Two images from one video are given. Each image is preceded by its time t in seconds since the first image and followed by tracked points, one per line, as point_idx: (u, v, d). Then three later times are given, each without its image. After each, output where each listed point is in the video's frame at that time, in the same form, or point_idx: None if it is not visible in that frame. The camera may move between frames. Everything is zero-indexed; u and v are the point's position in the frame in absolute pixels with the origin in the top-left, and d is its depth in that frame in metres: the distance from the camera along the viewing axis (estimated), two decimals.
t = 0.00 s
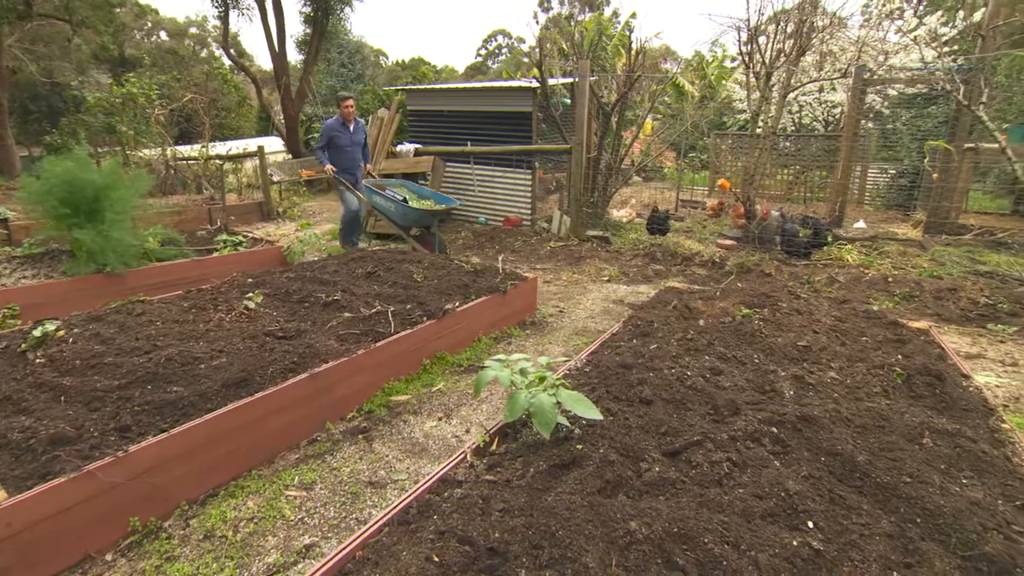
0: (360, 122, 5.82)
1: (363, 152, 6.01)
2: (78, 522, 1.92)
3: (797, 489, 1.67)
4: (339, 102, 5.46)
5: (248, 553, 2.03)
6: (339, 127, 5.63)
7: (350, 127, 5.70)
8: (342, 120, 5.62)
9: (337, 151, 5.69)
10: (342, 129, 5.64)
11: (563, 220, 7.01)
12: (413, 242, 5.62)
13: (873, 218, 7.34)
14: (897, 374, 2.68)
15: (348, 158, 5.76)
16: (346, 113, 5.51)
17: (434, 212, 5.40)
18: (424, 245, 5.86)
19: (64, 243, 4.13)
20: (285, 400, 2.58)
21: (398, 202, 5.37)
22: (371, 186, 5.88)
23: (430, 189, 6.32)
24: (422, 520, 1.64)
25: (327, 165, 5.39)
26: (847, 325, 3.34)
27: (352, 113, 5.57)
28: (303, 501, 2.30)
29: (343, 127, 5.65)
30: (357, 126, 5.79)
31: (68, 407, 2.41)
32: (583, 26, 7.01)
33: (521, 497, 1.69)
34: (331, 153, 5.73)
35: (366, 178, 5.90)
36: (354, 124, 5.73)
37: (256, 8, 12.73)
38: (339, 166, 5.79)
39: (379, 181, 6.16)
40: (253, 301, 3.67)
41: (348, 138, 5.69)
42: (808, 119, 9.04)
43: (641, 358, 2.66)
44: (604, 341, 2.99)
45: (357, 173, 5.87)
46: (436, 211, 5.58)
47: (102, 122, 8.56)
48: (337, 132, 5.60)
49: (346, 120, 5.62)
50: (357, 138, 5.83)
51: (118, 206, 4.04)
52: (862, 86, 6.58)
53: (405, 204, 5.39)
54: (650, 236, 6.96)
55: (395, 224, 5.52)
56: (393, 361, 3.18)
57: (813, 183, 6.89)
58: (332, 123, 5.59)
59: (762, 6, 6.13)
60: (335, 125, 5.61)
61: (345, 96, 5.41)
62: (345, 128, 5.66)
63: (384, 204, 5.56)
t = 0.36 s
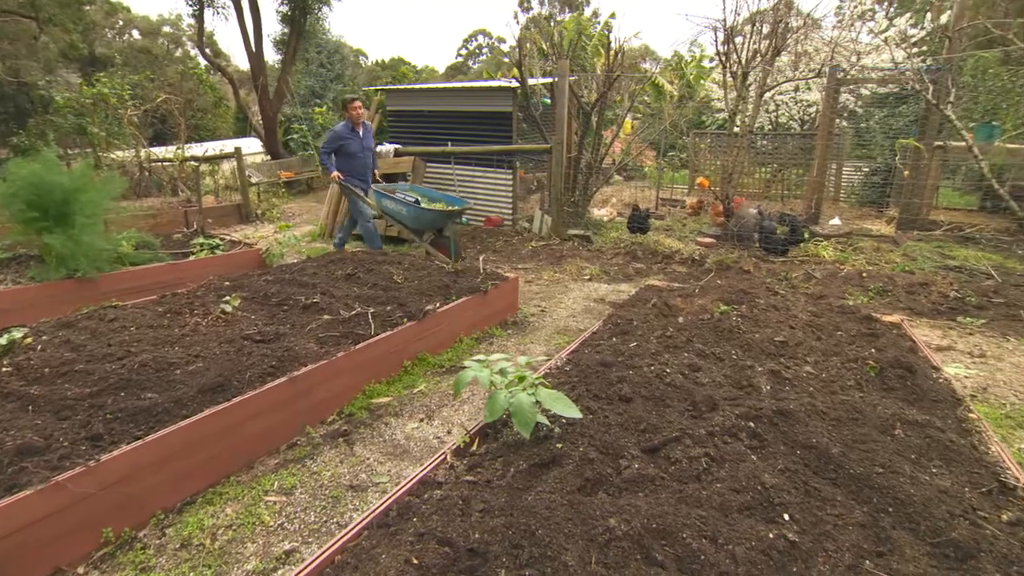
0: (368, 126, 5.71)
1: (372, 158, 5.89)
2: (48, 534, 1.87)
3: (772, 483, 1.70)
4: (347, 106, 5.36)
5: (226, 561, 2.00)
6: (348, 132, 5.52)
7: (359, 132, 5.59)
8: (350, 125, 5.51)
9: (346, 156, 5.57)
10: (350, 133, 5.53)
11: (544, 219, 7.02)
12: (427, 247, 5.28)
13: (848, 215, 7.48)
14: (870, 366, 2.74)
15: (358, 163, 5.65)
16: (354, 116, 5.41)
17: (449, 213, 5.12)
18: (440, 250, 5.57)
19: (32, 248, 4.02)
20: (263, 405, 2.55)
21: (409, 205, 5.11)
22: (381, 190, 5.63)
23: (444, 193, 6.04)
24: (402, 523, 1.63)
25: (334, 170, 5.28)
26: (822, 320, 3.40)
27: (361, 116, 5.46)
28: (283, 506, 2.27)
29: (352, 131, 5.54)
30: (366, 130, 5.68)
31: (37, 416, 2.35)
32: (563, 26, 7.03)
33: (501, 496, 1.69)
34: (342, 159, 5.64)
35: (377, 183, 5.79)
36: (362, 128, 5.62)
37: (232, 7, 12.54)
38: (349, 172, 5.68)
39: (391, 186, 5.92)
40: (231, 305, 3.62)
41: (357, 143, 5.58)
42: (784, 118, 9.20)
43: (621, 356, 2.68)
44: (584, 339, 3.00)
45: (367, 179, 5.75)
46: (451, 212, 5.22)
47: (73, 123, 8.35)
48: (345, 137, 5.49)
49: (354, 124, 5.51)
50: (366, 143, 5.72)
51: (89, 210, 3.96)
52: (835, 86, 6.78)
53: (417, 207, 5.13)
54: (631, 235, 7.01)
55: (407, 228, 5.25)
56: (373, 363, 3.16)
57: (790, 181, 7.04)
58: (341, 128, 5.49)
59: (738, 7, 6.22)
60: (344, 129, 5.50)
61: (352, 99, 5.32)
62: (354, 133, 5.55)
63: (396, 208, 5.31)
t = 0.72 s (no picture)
0: (373, 120, 5.51)
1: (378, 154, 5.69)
2: (14, 551, 1.81)
3: (746, 477, 1.72)
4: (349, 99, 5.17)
5: (200, 571, 1.96)
6: (351, 127, 5.33)
7: (362, 126, 5.39)
8: (352, 119, 5.32)
9: (350, 153, 5.38)
10: (353, 128, 5.35)
11: (523, 219, 7.02)
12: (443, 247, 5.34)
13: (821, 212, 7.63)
14: (841, 360, 2.79)
15: (362, 160, 5.45)
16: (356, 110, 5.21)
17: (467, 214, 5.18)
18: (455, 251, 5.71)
19: None
20: (238, 411, 2.50)
21: (427, 206, 5.24)
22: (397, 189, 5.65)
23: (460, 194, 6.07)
24: (378, 526, 1.62)
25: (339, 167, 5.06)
26: (796, 315, 3.46)
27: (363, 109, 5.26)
28: (258, 513, 2.24)
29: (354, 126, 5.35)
30: (370, 125, 5.47)
31: None
32: (540, 26, 7.04)
33: (479, 497, 1.69)
34: (345, 156, 5.42)
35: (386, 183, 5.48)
36: (366, 122, 5.41)
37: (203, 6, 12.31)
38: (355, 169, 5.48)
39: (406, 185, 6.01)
40: (204, 310, 3.54)
41: (361, 139, 5.38)
42: (758, 117, 9.34)
43: (598, 354, 2.69)
44: (561, 338, 3.01)
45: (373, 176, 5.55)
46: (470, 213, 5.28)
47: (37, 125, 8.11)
48: (349, 132, 5.30)
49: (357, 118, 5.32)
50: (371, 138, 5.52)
51: (54, 213, 3.90)
52: (807, 86, 7.08)
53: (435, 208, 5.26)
54: (609, 234, 7.06)
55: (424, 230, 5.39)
56: (350, 365, 3.12)
57: (764, 179, 7.19)
58: (343, 123, 5.30)
59: (712, 8, 6.30)
60: (346, 124, 5.32)
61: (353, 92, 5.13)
62: (356, 128, 5.36)
63: (412, 209, 5.44)
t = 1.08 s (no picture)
0: (391, 121, 5.44)
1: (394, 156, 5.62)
2: None
3: (722, 471, 1.75)
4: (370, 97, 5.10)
5: None
6: (369, 126, 5.25)
7: (380, 127, 5.32)
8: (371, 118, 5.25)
9: (366, 154, 5.31)
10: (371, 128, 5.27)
11: (502, 220, 7.01)
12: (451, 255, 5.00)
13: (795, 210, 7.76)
14: (814, 355, 2.84)
15: (378, 161, 5.38)
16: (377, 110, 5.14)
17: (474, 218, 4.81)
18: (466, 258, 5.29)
19: None
20: (212, 418, 2.46)
21: (430, 213, 4.86)
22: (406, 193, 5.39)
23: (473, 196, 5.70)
24: (355, 531, 1.61)
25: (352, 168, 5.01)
26: (771, 311, 3.51)
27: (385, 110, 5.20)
28: (234, 521, 2.20)
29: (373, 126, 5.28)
30: (388, 126, 5.40)
31: None
32: (517, 26, 7.02)
33: (457, 498, 1.68)
34: (361, 156, 5.36)
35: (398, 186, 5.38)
36: (384, 123, 5.35)
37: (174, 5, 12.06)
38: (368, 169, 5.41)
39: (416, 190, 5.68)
40: (176, 314, 3.47)
41: (378, 140, 5.31)
42: (733, 116, 9.47)
43: (576, 353, 2.70)
44: (540, 338, 3.02)
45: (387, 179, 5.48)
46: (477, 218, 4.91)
47: None
48: (367, 131, 5.22)
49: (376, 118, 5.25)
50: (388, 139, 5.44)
51: (15, 216, 3.75)
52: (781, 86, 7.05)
53: (440, 214, 4.88)
54: (588, 233, 7.09)
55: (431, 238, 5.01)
56: (328, 369, 3.09)
57: (740, 177, 7.20)
58: (362, 122, 5.22)
59: (687, 9, 6.38)
60: (365, 123, 5.24)
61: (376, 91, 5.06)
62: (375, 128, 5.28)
63: (419, 215, 5.08)
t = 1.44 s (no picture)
0: (404, 119, 5.25)
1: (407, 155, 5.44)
2: None
3: (701, 467, 1.76)
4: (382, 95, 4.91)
5: None
6: (381, 125, 5.07)
7: (393, 125, 5.13)
8: (383, 117, 5.06)
9: (377, 153, 5.12)
10: (383, 126, 5.08)
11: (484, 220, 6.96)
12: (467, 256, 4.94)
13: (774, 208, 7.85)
14: (791, 350, 2.88)
15: (390, 160, 5.20)
16: (389, 107, 4.95)
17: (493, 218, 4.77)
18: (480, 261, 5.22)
19: None
20: (190, 424, 2.42)
21: (448, 210, 4.82)
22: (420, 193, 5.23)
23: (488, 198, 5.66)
24: (335, 535, 1.59)
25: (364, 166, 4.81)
26: (750, 308, 3.55)
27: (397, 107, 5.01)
28: (213, 529, 2.17)
29: (385, 125, 5.09)
30: (400, 124, 5.21)
31: None
32: (498, 26, 7.03)
33: (438, 500, 1.67)
34: (372, 154, 5.16)
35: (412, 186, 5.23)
36: (396, 120, 5.16)
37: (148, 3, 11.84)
38: (381, 169, 5.23)
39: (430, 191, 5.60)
40: (152, 320, 3.41)
41: (391, 138, 5.12)
42: (713, 116, 9.58)
43: (557, 353, 2.71)
44: (521, 338, 3.02)
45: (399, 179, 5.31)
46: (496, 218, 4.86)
47: None
48: (379, 130, 5.04)
49: (388, 116, 5.06)
50: (401, 138, 5.26)
51: None
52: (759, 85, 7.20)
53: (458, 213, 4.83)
54: (570, 233, 7.12)
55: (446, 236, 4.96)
56: (309, 372, 3.06)
57: (720, 176, 7.30)
58: (373, 120, 5.04)
59: (666, 10, 6.43)
60: (377, 122, 5.05)
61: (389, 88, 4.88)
62: (386, 126, 5.10)
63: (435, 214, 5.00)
